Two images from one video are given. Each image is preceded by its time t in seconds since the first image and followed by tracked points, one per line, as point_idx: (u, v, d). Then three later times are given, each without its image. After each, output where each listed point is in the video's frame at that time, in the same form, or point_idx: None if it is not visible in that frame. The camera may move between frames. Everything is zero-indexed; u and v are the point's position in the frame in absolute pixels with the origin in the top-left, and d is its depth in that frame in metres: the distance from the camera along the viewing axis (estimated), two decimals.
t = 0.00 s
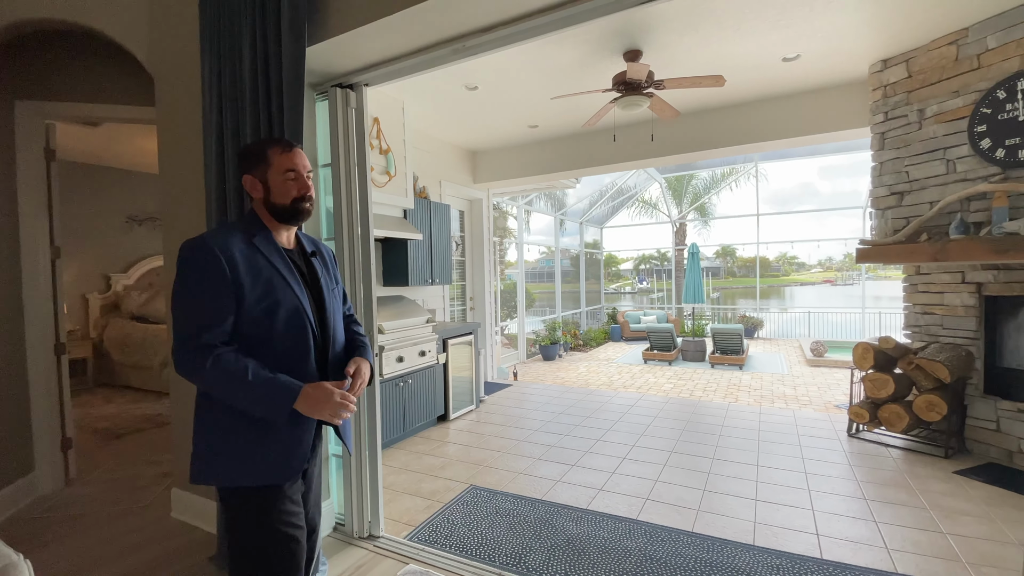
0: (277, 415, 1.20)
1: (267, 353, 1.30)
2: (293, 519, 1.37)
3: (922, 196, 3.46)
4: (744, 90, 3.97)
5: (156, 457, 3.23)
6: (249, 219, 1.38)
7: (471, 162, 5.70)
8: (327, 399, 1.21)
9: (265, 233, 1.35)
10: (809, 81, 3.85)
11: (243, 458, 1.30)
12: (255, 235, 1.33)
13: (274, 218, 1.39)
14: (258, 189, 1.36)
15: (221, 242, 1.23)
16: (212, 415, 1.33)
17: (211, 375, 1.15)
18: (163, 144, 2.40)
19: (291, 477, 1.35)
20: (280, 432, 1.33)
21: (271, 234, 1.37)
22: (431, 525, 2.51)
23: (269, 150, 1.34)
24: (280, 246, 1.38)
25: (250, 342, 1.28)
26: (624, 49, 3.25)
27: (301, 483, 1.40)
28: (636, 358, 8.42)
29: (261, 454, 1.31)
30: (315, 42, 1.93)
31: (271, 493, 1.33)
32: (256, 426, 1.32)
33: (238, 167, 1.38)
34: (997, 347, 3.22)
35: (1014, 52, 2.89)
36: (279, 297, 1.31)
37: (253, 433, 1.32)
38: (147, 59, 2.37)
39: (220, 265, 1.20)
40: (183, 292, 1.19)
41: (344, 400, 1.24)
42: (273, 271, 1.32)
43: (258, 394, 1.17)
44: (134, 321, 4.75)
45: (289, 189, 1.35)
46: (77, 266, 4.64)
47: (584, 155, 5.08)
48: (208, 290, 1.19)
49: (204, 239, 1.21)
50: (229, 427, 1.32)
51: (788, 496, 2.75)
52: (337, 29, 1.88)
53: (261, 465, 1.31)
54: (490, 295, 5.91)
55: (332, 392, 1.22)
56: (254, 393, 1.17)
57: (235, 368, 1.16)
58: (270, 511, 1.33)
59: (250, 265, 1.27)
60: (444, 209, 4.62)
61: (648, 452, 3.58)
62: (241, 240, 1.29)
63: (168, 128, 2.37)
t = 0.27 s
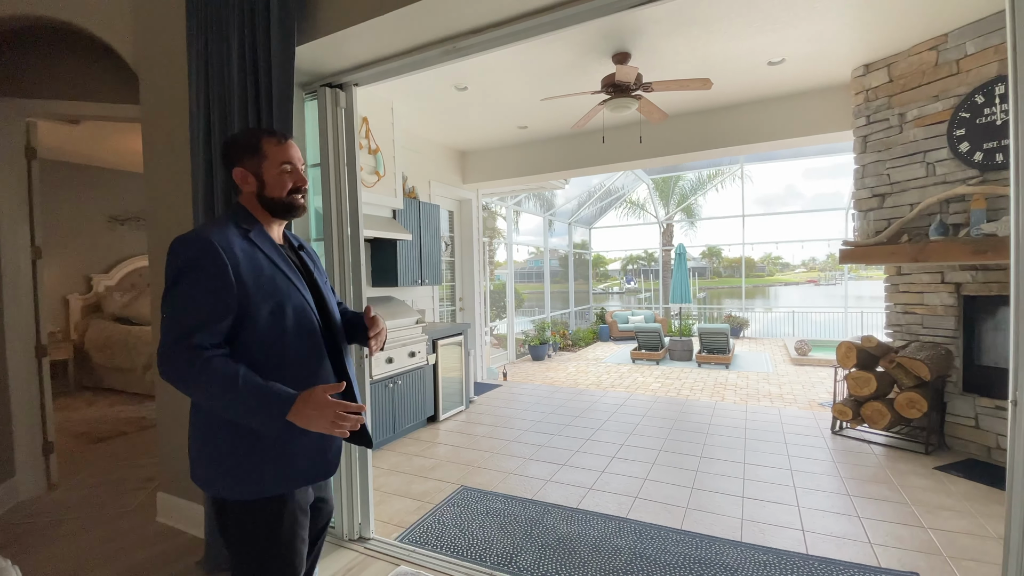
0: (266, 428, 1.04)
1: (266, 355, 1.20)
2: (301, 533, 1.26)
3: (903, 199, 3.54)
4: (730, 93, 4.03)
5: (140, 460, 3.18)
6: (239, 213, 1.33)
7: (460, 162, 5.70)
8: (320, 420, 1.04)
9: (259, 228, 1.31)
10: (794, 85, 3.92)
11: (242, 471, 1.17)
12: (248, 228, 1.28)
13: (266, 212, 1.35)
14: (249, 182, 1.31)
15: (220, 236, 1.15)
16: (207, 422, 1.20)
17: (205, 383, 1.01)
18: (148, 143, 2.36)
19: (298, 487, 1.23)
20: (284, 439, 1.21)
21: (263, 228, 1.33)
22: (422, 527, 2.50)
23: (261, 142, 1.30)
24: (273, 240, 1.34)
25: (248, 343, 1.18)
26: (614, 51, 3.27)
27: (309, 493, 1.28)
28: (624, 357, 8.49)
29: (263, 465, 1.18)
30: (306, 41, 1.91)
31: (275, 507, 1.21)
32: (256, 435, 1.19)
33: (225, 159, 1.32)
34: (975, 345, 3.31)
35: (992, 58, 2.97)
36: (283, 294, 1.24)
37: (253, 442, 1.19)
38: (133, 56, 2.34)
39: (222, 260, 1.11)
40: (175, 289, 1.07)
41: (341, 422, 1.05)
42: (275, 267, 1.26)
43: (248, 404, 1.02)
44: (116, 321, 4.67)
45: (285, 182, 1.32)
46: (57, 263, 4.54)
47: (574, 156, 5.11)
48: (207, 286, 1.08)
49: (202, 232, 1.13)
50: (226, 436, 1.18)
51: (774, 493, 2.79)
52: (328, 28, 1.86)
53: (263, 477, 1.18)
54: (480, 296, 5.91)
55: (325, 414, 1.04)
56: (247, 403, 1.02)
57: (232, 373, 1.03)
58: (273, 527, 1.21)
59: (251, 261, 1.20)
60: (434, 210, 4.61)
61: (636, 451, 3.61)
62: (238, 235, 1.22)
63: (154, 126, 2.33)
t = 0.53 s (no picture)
0: (281, 439, 1.00)
1: (265, 362, 1.19)
2: (299, 546, 1.24)
3: (886, 200, 3.61)
4: (718, 96, 4.07)
5: (124, 464, 3.12)
6: (230, 218, 1.31)
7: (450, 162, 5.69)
8: (328, 425, 0.99)
9: (250, 232, 1.30)
10: (780, 88, 3.97)
11: (236, 487, 1.16)
12: (235, 232, 1.27)
13: (257, 215, 1.33)
14: (240, 186, 1.30)
15: (210, 244, 1.14)
16: (211, 433, 1.18)
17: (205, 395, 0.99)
18: (133, 142, 2.33)
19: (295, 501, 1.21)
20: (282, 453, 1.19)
21: (255, 233, 1.31)
22: (412, 529, 2.49)
23: (253, 145, 1.29)
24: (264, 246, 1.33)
25: (245, 351, 1.16)
26: (603, 53, 3.29)
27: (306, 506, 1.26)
28: (613, 357, 8.53)
29: (258, 481, 1.16)
30: (295, 41, 1.90)
31: (273, 521, 1.19)
32: (254, 450, 1.17)
33: (214, 163, 1.30)
34: (956, 344, 3.38)
35: (972, 63, 3.04)
36: (277, 299, 1.24)
37: (248, 457, 1.17)
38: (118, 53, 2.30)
39: (214, 268, 1.10)
40: (167, 303, 1.05)
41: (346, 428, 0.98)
42: (267, 273, 1.26)
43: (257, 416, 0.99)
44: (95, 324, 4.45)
45: (279, 186, 1.31)
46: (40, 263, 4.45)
47: (564, 156, 5.13)
48: (200, 295, 1.06)
49: (192, 241, 1.11)
50: (221, 452, 1.17)
51: (761, 491, 2.83)
52: (318, 27, 1.85)
53: (258, 493, 1.16)
54: (470, 296, 5.90)
55: (332, 417, 0.98)
56: (246, 413, 0.99)
57: (231, 382, 1.00)
58: (270, 542, 1.19)
59: (243, 268, 1.19)
60: (424, 210, 4.60)
61: (626, 450, 3.64)
62: (228, 242, 1.21)
63: (139, 125, 2.30)
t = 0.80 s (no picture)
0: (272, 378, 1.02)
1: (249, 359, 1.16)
2: (282, 548, 1.22)
3: (872, 202, 3.66)
4: (707, 97, 4.10)
5: (109, 467, 3.07)
6: (228, 215, 1.29)
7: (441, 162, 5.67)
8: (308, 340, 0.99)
9: (239, 227, 1.27)
10: (769, 90, 4.01)
11: (219, 483, 1.15)
12: (227, 229, 1.24)
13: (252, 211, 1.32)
14: (234, 181, 1.29)
15: (190, 238, 1.12)
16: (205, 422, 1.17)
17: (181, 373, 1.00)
18: (117, 140, 2.29)
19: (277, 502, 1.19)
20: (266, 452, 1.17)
21: (249, 229, 1.29)
22: (403, 530, 2.48)
23: (244, 140, 1.28)
24: (259, 244, 1.29)
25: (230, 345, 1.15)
26: (593, 54, 3.30)
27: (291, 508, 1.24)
28: (604, 357, 8.56)
29: (241, 479, 1.15)
30: (283, 39, 1.88)
31: (255, 521, 1.18)
32: (245, 440, 1.16)
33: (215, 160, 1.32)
34: (940, 344, 3.44)
35: (956, 67, 3.09)
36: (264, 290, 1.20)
37: (232, 453, 1.16)
38: (105, 49, 2.27)
39: (190, 260, 1.08)
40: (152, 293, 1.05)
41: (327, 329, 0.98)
42: (252, 270, 1.21)
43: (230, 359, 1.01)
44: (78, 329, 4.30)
45: (267, 178, 1.28)
46: (23, 259, 4.18)
47: (555, 157, 5.14)
48: (174, 286, 1.05)
49: (170, 236, 1.10)
50: (206, 446, 1.16)
51: (750, 489, 2.86)
52: (307, 26, 1.84)
53: (241, 490, 1.15)
54: (461, 296, 5.89)
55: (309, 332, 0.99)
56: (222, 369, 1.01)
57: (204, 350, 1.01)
58: (252, 542, 1.18)
59: (224, 263, 1.16)
60: (414, 210, 4.58)
61: (617, 450, 3.65)
62: (216, 238, 1.18)
63: (125, 122, 2.26)
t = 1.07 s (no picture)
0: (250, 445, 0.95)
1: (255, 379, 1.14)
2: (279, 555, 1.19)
3: (861, 202, 3.70)
4: (699, 98, 4.12)
5: (96, 470, 3.03)
6: (234, 226, 1.27)
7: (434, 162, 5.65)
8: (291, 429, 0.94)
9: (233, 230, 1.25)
10: (760, 91, 4.04)
11: (211, 492, 1.13)
12: (236, 240, 1.22)
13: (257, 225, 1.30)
14: (238, 196, 1.27)
15: (202, 255, 1.11)
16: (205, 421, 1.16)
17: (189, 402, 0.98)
18: (104, 137, 2.26)
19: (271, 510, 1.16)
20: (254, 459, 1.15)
21: (257, 242, 1.26)
22: (395, 531, 2.46)
23: (246, 154, 1.26)
24: (267, 258, 1.27)
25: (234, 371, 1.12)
26: (586, 54, 3.30)
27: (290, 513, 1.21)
28: (597, 357, 8.58)
29: (232, 489, 1.13)
30: (274, 36, 1.86)
31: (252, 531, 1.15)
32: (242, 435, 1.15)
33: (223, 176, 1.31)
34: (928, 342, 3.49)
35: (943, 68, 3.13)
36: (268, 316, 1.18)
37: (222, 463, 1.14)
38: (93, 46, 2.24)
39: (202, 279, 1.07)
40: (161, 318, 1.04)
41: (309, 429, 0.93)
42: (261, 287, 1.19)
43: (234, 414, 0.95)
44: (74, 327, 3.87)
45: (268, 192, 1.25)
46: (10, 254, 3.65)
47: (548, 157, 5.14)
48: (186, 306, 1.04)
49: (183, 253, 1.09)
50: (199, 457, 1.16)
51: (741, 488, 2.87)
52: (298, 22, 1.82)
53: (233, 499, 1.13)
54: (454, 296, 5.88)
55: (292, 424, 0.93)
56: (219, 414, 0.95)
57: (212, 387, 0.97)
58: (251, 551, 1.15)
59: (235, 280, 1.14)
60: (407, 210, 4.56)
61: (609, 449, 3.66)
62: (224, 255, 1.16)
63: (114, 119, 2.22)
